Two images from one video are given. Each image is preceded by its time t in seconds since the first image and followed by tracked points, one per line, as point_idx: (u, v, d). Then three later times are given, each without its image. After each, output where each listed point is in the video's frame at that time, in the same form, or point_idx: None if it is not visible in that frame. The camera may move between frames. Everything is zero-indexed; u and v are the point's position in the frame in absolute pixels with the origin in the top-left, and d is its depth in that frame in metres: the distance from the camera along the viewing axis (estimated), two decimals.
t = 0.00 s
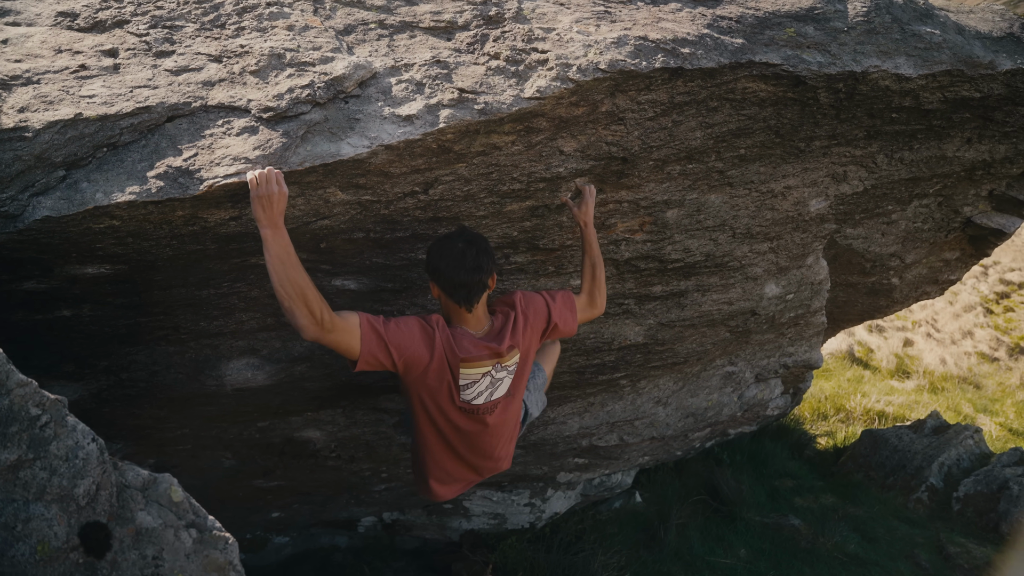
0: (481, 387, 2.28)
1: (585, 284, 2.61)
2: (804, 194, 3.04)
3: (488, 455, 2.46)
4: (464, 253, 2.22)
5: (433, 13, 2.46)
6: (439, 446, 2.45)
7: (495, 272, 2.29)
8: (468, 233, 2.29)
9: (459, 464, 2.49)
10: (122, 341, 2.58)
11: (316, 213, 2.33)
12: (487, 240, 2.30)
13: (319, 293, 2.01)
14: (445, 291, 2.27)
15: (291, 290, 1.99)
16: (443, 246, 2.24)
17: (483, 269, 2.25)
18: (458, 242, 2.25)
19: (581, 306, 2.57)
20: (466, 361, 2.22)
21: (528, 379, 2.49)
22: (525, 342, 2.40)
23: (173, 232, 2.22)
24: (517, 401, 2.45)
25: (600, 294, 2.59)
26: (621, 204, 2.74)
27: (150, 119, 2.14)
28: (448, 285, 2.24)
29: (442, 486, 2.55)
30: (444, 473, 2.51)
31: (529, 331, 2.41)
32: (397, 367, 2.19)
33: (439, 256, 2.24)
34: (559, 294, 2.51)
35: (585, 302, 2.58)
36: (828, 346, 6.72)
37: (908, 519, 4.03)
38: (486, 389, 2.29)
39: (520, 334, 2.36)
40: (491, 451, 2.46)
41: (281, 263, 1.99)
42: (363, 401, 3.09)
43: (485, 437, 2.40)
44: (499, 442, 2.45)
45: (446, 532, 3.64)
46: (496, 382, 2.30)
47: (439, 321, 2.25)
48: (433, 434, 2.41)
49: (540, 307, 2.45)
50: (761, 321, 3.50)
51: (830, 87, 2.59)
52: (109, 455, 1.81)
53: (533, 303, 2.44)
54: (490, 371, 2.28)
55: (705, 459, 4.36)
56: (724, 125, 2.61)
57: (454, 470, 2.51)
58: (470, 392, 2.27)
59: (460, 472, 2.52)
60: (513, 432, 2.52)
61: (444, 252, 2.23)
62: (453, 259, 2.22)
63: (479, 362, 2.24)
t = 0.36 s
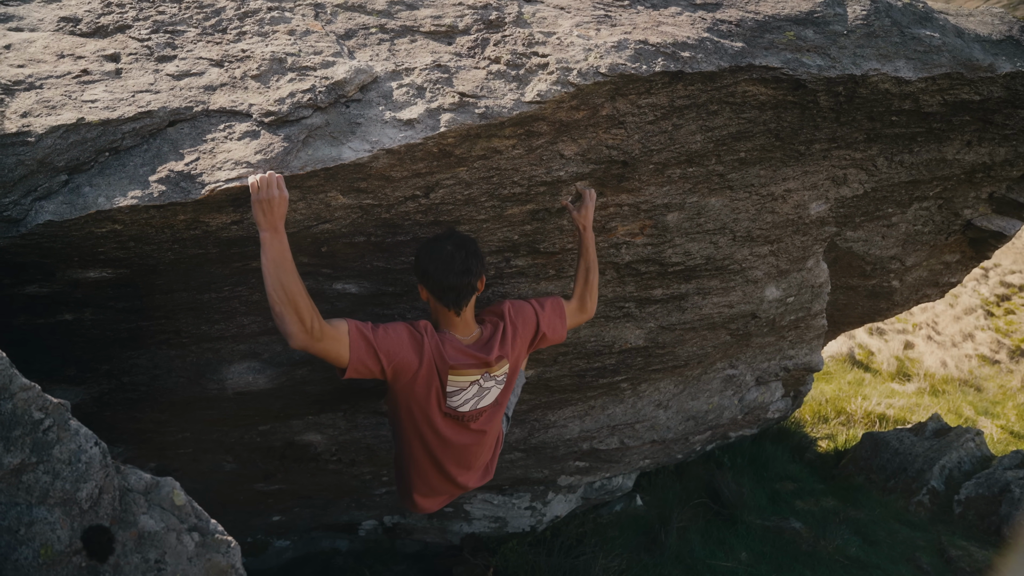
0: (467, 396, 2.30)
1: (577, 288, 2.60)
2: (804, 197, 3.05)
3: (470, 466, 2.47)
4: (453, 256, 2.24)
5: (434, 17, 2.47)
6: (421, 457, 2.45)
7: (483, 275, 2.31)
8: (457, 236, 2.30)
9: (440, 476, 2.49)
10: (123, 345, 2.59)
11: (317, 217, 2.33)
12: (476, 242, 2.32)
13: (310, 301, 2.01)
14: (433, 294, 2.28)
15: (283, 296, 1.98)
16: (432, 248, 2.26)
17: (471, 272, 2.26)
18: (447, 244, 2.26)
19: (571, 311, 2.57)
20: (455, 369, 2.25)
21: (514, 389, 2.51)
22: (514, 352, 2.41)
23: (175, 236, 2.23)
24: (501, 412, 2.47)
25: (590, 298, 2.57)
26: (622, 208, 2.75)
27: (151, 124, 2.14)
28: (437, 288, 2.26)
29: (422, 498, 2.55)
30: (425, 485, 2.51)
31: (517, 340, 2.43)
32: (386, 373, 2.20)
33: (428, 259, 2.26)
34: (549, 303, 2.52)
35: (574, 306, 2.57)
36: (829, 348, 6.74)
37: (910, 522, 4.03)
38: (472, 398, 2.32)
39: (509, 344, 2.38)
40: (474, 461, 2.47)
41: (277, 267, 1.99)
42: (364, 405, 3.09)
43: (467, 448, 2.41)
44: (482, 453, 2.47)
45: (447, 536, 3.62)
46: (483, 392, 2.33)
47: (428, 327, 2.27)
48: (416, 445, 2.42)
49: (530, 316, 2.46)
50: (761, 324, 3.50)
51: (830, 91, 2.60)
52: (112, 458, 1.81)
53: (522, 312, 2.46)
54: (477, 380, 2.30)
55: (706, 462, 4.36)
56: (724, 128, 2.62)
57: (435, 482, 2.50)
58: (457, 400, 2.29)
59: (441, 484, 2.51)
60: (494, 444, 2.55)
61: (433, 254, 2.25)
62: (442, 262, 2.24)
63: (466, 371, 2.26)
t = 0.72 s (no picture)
0: (462, 401, 2.31)
1: (575, 292, 2.61)
2: (807, 201, 3.05)
3: (462, 469, 2.47)
4: (449, 260, 2.24)
5: (437, 23, 2.48)
6: (414, 459, 2.45)
7: (479, 279, 2.31)
8: (453, 241, 2.31)
9: (433, 478, 2.49)
10: (127, 349, 2.60)
11: (321, 222, 2.34)
12: (472, 247, 2.32)
13: (308, 307, 2.01)
14: (429, 298, 2.28)
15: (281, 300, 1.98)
16: (428, 253, 2.26)
17: (467, 277, 2.26)
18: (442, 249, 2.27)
19: (568, 315, 2.57)
20: (449, 374, 2.25)
21: (508, 394, 2.52)
22: (509, 357, 2.41)
23: (179, 241, 2.24)
24: (495, 416, 2.47)
25: (587, 303, 2.59)
26: (624, 212, 2.75)
27: (156, 129, 2.16)
28: (434, 292, 2.26)
29: (415, 499, 2.55)
30: (417, 486, 2.52)
31: (513, 346, 2.42)
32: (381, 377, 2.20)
33: (423, 263, 2.26)
34: (546, 308, 2.52)
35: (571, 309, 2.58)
36: (834, 353, 6.78)
37: (914, 528, 4.01)
38: (466, 404, 2.32)
39: (505, 349, 2.38)
40: (468, 465, 2.48)
41: (277, 272, 2.01)
42: (368, 409, 3.10)
43: (460, 452, 2.41)
44: (476, 457, 2.48)
45: (450, 540, 3.62)
46: (477, 398, 2.33)
47: (424, 332, 2.28)
48: (408, 447, 2.42)
49: (526, 321, 2.46)
50: (765, 328, 3.50)
51: (832, 95, 2.61)
52: (116, 462, 1.82)
53: (518, 317, 2.45)
54: (472, 386, 2.30)
55: (710, 467, 4.35)
56: (727, 133, 2.62)
57: (427, 484, 2.51)
58: (451, 406, 2.30)
59: (433, 486, 2.52)
60: (489, 448, 2.56)
61: (428, 259, 2.25)
62: (438, 267, 2.24)
63: (461, 377, 2.26)
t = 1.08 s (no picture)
0: (468, 412, 2.31)
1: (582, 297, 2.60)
2: (818, 207, 3.03)
3: (469, 478, 2.48)
4: (458, 271, 2.24)
5: (447, 30, 2.49)
6: (420, 469, 2.45)
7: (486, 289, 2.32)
8: (458, 250, 2.31)
9: (440, 487, 2.50)
10: (139, 354, 2.61)
11: (331, 228, 2.35)
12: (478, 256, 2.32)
13: (314, 314, 2.01)
14: (437, 309, 2.29)
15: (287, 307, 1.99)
16: (435, 263, 2.26)
17: (475, 286, 2.27)
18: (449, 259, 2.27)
19: (574, 321, 2.56)
20: (456, 386, 2.25)
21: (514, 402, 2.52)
22: (516, 367, 2.41)
23: (191, 246, 2.25)
24: (501, 424, 2.48)
25: (594, 308, 2.57)
26: (635, 219, 2.74)
27: (168, 136, 2.17)
28: (442, 302, 2.26)
29: (422, 507, 2.56)
30: (424, 495, 2.52)
31: (519, 355, 2.42)
32: (387, 387, 2.20)
33: (430, 273, 2.26)
34: (551, 316, 2.51)
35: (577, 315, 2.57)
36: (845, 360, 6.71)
37: (928, 537, 3.98)
38: (472, 414, 2.33)
39: (511, 358, 2.37)
40: (475, 473, 2.48)
41: (285, 277, 2.00)
42: (378, 415, 3.09)
43: (466, 462, 2.42)
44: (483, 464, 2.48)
45: (460, 547, 3.60)
46: (483, 408, 2.33)
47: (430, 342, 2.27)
48: (415, 457, 2.42)
49: (531, 329, 2.45)
50: (776, 335, 3.48)
51: (843, 101, 2.60)
52: (126, 467, 1.83)
53: (523, 325, 2.45)
54: (478, 396, 2.30)
55: (721, 475, 4.33)
56: (737, 139, 2.62)
57: (435, 493, 2.52)
58: (457, 416, 2.30)
59: (441, 495, 2.52)
60: (495, 455, 2.56)
61: (435, 269, 2.25)
62: (446, 277, 2.24)
63: (467, 388, 2.27)
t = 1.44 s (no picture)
0: (466, 436, 2.35)
1: (579, 298, 2.61)
2: (828, 212, 3.01)
3: (462, 496, 2.53)
4: (492, 348, 2.14)
5: (457, 34, 2.50)
6: (413, 486, 2.49)
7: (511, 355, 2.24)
8: (497, 305, 2.18)
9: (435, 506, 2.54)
10: (149, 357, 2.62)
11: (341, 232, 2.35)
12: (514, 315, 2.22)
13: (313, 321, 2.02)
14: (460, 364, 2.19)
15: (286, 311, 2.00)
16: (476, 326, 2.12)
17: (507, 355, 2.20)
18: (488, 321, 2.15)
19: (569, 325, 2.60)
20: (457, 415, 2.28)
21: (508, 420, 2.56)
22: (515, 390, 2.42)
23: (201, 250, 2.25)
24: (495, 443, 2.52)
25: (589, 309, 2.60)
26: (644, 223, 2.74)
27: (178, 140, 2.18)
28: (464, 364, 2.19)
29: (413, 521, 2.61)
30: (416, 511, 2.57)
31: (519, 378, 2.42)
32: (384, 408, 2.23)
33: (466, 332, 2.13)
34: (546, 326, 2.52)
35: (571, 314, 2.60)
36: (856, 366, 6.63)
37: (940, 544, 3.96)
38: (469, 437, 2.37)
39: (511, 384, 2.39)
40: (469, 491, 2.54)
41: (288, 281, 2.00)
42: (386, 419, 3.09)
43: (458, 480, 2.46)
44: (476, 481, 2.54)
45: (468, 551, 3.60)
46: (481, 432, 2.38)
47: (432, 370, 2.28)
48: (406, 472, 2.45)
49: (531, 348, 2.45)
50: (786, 340, 3.46)
51: (854, 105, 2.59)
52: (135, 470, 1.83)
53: (527, 348, 2.43)
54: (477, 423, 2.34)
55: (731, 480, 4.30)
56: (747, 143, 2.61)
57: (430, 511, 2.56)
58: (454, 441, 2.34)
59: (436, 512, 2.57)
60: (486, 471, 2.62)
61: (474, 333, 2.12)
62: (480, 350, 2.14)
63: (467, 416, 2.30)
